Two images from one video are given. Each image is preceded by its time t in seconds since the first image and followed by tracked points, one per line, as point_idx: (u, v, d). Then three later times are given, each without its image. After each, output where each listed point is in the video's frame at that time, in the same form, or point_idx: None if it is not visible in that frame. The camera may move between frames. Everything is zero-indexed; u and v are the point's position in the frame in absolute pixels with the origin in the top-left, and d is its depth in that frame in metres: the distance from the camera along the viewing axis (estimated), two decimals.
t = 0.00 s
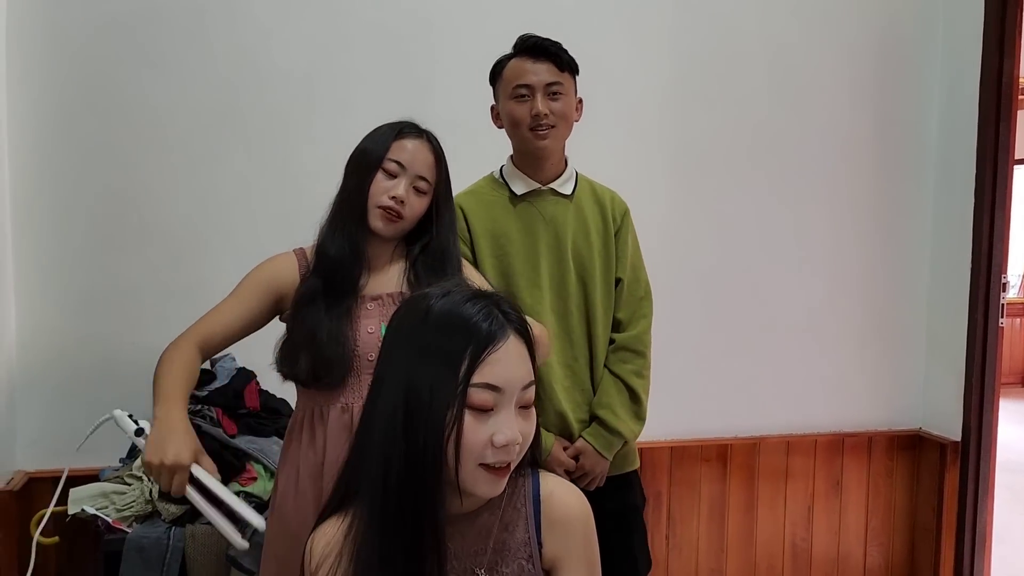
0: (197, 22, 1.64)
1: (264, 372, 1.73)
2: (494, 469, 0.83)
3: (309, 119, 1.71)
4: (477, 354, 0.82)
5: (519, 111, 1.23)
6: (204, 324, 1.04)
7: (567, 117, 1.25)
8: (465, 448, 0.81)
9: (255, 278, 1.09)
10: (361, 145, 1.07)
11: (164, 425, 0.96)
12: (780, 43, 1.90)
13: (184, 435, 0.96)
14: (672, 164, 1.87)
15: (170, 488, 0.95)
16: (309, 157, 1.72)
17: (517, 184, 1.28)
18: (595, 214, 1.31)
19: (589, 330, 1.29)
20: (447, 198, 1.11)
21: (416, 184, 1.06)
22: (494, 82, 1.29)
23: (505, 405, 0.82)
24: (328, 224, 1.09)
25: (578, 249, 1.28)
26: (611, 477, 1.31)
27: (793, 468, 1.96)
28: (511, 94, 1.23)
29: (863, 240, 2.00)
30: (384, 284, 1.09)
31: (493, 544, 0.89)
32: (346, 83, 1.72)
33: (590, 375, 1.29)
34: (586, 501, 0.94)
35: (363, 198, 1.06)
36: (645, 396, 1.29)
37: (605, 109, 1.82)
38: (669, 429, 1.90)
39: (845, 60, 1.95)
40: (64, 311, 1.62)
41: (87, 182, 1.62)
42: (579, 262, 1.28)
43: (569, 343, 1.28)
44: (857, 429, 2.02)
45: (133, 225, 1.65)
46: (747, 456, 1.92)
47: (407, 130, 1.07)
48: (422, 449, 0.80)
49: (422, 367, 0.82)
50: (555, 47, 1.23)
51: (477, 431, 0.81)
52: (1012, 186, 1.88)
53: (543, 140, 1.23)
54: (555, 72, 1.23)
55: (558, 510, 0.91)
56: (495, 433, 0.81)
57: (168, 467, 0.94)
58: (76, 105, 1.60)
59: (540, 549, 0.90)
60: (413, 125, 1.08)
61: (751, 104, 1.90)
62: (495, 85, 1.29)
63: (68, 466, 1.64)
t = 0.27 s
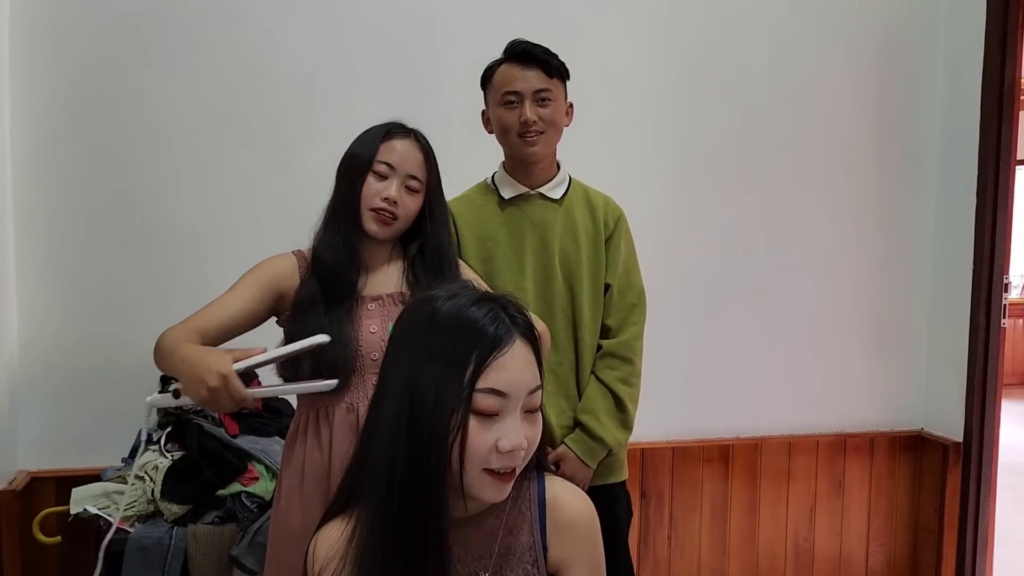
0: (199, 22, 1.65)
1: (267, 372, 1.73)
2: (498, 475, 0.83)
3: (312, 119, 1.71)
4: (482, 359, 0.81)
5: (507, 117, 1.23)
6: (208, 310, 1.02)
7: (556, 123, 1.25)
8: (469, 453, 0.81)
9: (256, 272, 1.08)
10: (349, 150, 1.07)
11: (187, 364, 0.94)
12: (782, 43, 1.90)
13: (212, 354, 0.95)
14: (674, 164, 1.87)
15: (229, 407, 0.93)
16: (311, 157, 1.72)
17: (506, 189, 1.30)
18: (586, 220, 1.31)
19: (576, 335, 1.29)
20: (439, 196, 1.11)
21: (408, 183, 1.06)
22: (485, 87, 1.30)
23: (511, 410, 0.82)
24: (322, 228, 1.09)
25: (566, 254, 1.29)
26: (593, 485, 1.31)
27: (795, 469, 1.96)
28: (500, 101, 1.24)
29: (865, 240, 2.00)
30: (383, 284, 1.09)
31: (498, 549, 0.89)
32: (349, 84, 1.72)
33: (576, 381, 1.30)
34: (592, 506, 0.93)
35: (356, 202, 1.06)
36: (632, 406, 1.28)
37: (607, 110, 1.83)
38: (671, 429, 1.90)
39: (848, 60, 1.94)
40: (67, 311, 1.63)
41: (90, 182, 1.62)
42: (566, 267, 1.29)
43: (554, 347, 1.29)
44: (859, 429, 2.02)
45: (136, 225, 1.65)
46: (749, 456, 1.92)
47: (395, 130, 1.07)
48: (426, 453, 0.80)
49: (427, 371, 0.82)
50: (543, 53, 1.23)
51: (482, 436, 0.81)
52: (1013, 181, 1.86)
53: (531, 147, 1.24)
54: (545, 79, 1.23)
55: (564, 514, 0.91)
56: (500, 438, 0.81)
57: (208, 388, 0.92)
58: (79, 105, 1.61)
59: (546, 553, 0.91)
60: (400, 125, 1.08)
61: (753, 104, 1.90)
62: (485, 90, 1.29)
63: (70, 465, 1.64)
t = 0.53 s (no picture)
0: (200, 22, 1.65)
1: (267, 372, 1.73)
2: (500, 477, 0.83)
3: (312, 119, 1.71)
4: (486, 361, 0.81)
5: (499, 118, 1.24)
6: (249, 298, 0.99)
7: (548, 123, 1.25)
8: (471, 455, 0.81)
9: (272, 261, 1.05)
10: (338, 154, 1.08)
11: (287, 345, 0.95)
12: (782, 43, 1.90)
13: (309, 335, 0.97)
14: (674, 164, 1.86)
15: (334, 385, 0.96)
16: (311, 157, 1.72)
17: (499, 190, 1.32)
18: (579, 221, 1.31)
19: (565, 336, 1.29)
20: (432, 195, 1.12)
21: (401, 181, 1.06)
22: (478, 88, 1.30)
23: (513, 413, 0.82)
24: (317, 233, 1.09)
25: (557, 254, 1.29)
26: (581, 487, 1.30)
27: (795, 469, 1.96)
28: (492, 101, 1.25)
29: (866, 240, 1.99)
30: (385, 285, 1.09)
31: (499, 550, 0.89)
32: (349, 83, 1.72)
33: (565, 382, 1.30)
34: (594, 508, 0.93)
35: (351, 205, 1.06)
36: (621, 408, 1.27)
37: (608, 110, 1.82)
38: (671, 429, 1.90)
39: (848, 60, 1.94)
40: (67, 310, 1.63)
41: (91, 182, 1.62)
42: (556, 267, 1.29)
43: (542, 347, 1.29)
44: (859, 429, 2.02)
45: (136, 224, 1.65)
46: (749, 456, 1.92)
47: (383, 130, 1.07)
48: (428, 454, 0.80)
49: (431, 372, 0.82)
50: (535, 53, 1.23)
51: (484, 438, 0.81)
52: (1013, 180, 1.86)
53: (523, 147, 1.24)
54: (536, 79, 1.23)
55: (566, 517, 0.91)
56: (502, 441, 0.81)
57: (318, 367, 0.95)
58: (79, 104, 1.61)
59: (547, 555, 0.91)
60: (387, 124, 1.09)
61: (753, 104, 1.90)
62: (479, 91, 1.29)
63: (70, 465, 1.64)
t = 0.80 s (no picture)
0: (199, 22, 1.64)
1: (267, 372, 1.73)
2: (500, 476, 0.83)
3: (311, 119, 1.71)
4: (486, 360, 0.81)
5: (494, 124, 1.24)
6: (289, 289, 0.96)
7: (543, 126, 1.25)
8: (471, 454, 0.81)
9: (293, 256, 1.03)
10: (331, 156, 1.08)
11: (345, 333, 0.90)
12: (782, 43, 1.90)
13: (367, 328, 0.91)
14: (674, 164, 1.86)
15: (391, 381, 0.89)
16: (311, 157, 1.71)
17: (498, 188, 1.31)
18: (577, 219, 1.31)
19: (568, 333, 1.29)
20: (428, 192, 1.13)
21: (397, 177, 1.07)
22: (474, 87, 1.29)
23: (513, 412, 0.82)
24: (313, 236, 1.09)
25: (556, 252, 1.29)
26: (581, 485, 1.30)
27: (796, 469, 1.96)
28: (486, 107, 1.24)
29: (866, 240, 1.99)
30: (388, 286, 1.11)
31: (499, 550, 0.89)
32: (350, 83, 1.72)
33: (569, 379, 1.30)
34: (594, 508, 0.93)
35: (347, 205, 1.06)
36: (626, 403, 1.27)
37: (608, 110, 1.82)
38: (671, 429, 1.90)
39: (848, 59, 1.94)
40: (67, 310, 1.62)
41: (90, 182, 1.62)
42: (557, 265, 1.29)
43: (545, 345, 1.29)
44: (860, 429, 2.02)
45: (136, 224, 1.64)
46: (750, 456, 1.92)
47: (374, 128, 1.08)
48: (429, 454, 0.80)
49: (431, 372, 0.81)
50: (528, 56, 1.21)
51: (484, 437, 0.81)
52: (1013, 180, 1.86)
53: (519, 152, 1.24)
54: (530, 84, 1.22)
55: (566, 517, 0.91)
56: (502, 440, 0.80)
57: (377, 358, 0.88)
58: (79, 104, 1.61)
59: (546, 555, 0.90)
60: (377, 123, 1.09)
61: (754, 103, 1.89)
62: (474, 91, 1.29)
63: (70, 465, 1.64)
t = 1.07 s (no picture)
0: (199, 21, 1.64)
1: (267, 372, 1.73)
2: (499, 472, 0.82)
3: (311, 119, 1.71)
4: (483, 354, 0.81)
5: (495, 126, 1.24)
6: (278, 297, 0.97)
7: (544, 127, 1.24)
8: (470, 449, 0.80)
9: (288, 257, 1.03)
10: (323, 163, 1.07)
11: (337, 345, 0.92)
12: (783, 41, 1.90)
13: (358, 340, 0.93)
14: (675, 163, 1.86)
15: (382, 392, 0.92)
16: (311, 157, 1.71)
17: (499, 186, 1.30)
18: (578, 217, 1.31)
19: (573, 331, 1.29)
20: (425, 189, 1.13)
21: (393, 175, 1.07)
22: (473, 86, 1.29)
23: (511, 406, 0.81)
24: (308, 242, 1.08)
25: (560, 249, 1.29)
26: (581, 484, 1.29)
27: (797, 468, 1.95)
28: (486, 109, 1.24)
29: (867, 239, 1.99)
30: (392, 286, 1.11)
31: (497, 550, 0.89)
32: (350, 83, 1.72)
33: (575, 377, 1.30)
34: (592, 507, 0.93)
35: (344, 209, 1.06)
36: (631, 398, 1.28)
37: (608, 109, 1.82)
38: (672, 428, 1.89)
39: (850, 57, 1.94)
40: (67, 311, 1.62)
41: (90, 183, 1.62)
42: (561, 262, 1.29)
43: (551, 344, 1.29)
44: (861, 428, 2.01)
45: (136, 225, 1.64)
46: (751, 456, 1.91)
47: (365, 127, 1.07)
48: (428, 450, 0.80)
49: (429, 368, 0.81)
50: (529, 58, 1.21)
51: (483, 432, 0.80)
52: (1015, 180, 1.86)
53: (520, 154, 1.24)
54: (530, 85, 1.22)
55: (565, 517, 0.90)
56: (500, 434, 0.80)
57: (369, 370, 0.91)
58: (78, 104, 1.60)
59: (545, 556, 0.90)
60: (366, 120, 1.09)
61: (754, 102, 1.89)
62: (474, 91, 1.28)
63: (70, 466, 1.64)
